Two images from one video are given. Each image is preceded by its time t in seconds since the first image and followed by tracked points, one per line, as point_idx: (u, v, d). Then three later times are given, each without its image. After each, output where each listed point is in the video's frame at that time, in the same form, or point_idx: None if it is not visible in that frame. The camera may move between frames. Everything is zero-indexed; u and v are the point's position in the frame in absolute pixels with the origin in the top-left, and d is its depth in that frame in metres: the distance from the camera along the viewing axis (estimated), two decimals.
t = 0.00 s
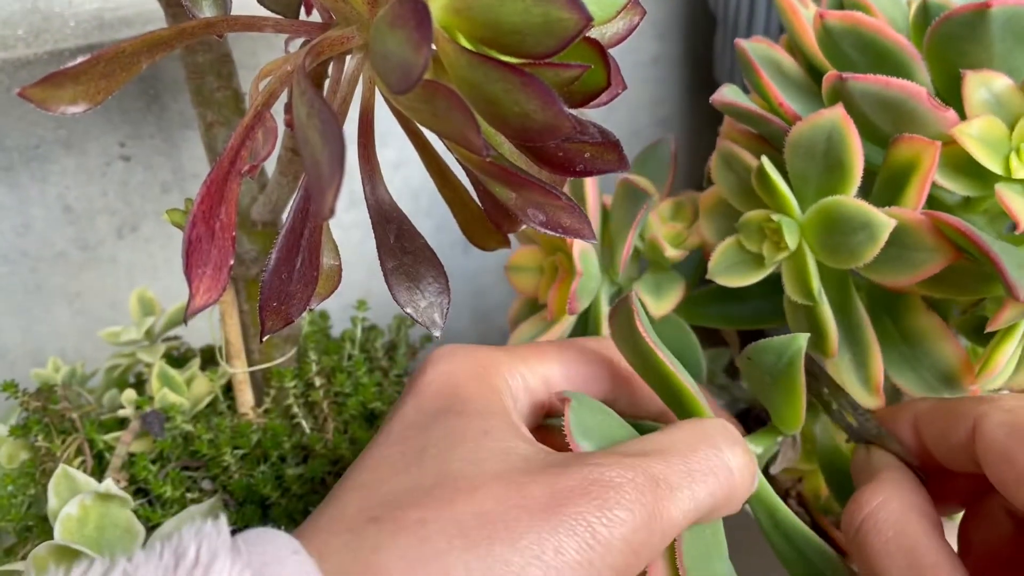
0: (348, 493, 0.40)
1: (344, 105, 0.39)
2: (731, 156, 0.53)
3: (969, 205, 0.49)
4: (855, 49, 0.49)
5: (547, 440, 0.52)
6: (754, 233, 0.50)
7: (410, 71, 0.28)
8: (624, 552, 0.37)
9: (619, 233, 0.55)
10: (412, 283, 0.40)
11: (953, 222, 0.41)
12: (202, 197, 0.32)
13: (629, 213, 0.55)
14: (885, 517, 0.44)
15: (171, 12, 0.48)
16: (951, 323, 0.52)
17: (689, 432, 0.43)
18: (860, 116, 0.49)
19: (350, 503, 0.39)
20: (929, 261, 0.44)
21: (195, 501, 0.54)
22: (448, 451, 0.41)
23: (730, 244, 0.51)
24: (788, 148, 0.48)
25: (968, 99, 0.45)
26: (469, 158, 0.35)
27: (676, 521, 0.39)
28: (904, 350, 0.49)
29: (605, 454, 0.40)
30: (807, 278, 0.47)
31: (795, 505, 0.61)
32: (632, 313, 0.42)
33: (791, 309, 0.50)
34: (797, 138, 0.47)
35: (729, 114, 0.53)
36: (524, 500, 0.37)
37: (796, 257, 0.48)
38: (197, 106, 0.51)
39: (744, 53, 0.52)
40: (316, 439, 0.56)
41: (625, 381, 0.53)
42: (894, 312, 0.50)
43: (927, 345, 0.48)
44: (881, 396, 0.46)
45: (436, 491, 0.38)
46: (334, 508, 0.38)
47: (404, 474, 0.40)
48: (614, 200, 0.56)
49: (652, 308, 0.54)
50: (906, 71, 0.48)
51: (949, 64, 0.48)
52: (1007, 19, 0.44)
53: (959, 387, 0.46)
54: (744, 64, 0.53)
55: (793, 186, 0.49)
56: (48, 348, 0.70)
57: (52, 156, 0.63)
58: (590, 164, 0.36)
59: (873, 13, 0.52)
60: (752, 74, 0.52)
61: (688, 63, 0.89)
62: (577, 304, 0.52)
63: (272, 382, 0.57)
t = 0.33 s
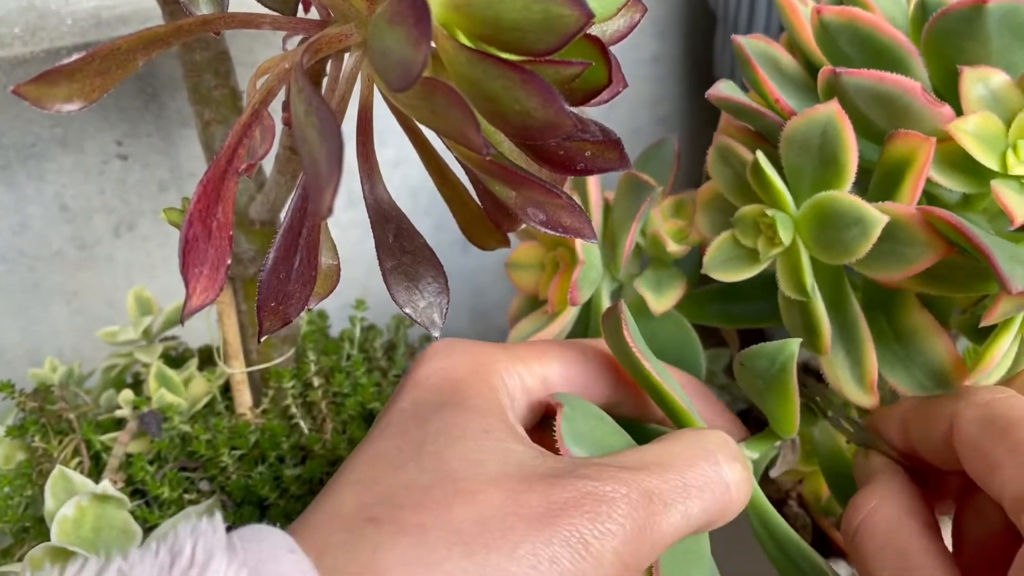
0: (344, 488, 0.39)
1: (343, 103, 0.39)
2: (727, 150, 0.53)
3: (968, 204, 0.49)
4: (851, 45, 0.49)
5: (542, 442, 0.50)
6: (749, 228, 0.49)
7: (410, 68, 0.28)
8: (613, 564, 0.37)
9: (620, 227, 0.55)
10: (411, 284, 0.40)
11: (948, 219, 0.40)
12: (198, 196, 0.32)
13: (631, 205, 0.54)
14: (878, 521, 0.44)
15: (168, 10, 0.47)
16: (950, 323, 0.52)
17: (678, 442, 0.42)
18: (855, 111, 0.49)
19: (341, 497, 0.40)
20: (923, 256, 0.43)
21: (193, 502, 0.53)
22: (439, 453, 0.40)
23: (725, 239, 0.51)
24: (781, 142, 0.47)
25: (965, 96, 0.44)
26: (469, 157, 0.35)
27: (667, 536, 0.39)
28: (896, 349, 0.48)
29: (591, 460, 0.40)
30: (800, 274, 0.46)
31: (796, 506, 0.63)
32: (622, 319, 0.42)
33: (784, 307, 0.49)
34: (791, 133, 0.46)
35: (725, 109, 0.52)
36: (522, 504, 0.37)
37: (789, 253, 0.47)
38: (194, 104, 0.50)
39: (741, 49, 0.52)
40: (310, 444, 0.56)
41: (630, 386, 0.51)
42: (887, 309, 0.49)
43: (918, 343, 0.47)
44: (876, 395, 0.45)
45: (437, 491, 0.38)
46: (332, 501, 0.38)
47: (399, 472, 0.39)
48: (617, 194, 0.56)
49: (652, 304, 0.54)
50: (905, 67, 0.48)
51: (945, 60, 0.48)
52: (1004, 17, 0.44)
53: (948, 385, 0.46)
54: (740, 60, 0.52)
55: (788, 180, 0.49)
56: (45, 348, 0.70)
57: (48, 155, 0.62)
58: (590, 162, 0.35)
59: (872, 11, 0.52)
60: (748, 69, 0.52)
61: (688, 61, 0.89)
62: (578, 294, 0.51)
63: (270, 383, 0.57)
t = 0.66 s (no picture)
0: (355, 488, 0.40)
1: (339, 102, 0.39)
2: (731, 141, 0.51)
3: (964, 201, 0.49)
4: (851, 39, 0.49)
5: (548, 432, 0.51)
6: (753, 219, 0.49)
7: (406, 68, 0.28)
8: (632, 557, 0.37)
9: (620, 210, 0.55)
10: (404, 283, 0.39)
11: (960, 203, 0.41)
12: (195, 195, 0.32)
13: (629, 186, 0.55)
14: (848, 498, 0.47)
15: (164, 9, 0.47)
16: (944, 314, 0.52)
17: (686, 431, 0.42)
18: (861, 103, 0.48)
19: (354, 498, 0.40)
20: (933, 243, 0.43)
21: (188, 502, 0.54)
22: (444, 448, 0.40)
23: (729, 230, 0.50)
24: (789, 132, 0.47)
25: (965, 87, 0.45)
26: (466, 158, 0.35)
27: (681, 526, 0.39)
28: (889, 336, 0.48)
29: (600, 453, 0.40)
30: (808, 265, 0.46)
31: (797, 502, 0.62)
32: (628, 317, 0.42)
33: (786, 299, 0.49)
34: (800, 124, 0.46)
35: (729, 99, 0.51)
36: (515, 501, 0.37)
37: (796, 244, 0.47)
38: (190, 103, 0.50)
39: (740, 44, 0.52)
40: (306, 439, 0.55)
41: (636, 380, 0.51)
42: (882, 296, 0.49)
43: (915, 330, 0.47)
44: (869, 386, 0.45)
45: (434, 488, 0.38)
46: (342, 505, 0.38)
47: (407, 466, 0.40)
48: (614, 183, 0.56)
49: (650, 291, 0.54)
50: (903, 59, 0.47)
51: (943, 52, 0.48)
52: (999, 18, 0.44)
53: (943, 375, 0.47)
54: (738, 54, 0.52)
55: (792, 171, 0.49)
56: (40, 346, 0.69)
57: (44, 153, 0.62)
58: (586, 163, 0.35)
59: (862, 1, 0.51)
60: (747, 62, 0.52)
61: (684, 61, 0.89)
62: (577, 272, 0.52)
63: (266, 382, 0.56)
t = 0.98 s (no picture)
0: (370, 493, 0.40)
1: (345, 106, 0.39)
2: (732, 135, 0.52)
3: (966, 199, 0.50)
4: (857, 36, 0.49)
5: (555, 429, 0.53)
6: (755, 213, 0.50)
7: (414, 73, 0.28)
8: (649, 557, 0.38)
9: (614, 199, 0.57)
10: (412, 284, 0.40)
11: (958, 198, 0.41)
12: (204, 198, 0.32)
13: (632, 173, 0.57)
14: (844, 473, 0.48)
15: (171, 14, 0.48)
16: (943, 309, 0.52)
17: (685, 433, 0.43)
18: (864, 97, 0.48)
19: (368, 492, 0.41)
20: (931, 236, 0.44)
21: (192, 501, 0.54)
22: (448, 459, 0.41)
23: (731, 223, 0.51)
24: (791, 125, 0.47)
25: (966, 87, 0.45)
26: (469, 161, 0.36)
27: (691, 525, 0.40)
28: (895, 326, 0.49)
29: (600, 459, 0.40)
30: (808, 257, 0.47)
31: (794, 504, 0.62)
32: (623, 315, 0.43)
33: (788, 290, 0.49)
34: (801, 117, 0.46)
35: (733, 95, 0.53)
36: (511, 507, 0.37)
37: (796, 237, 0.48)
38: (195, 106, 0.50)
39: (744, 40, 0.52)
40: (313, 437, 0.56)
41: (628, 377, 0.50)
42: (886, 287, 0.50)
43: (919, 320, 0.49)
44: (874, 373, 0.47)
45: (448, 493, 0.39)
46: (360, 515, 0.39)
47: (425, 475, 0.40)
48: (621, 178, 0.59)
49: (646, 275, 0.56)
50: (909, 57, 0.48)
51: (947, 51, 0.49)
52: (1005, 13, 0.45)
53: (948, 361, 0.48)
54: (743, 51, 0.53)
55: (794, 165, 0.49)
56: (43, 347, 0.70)
57: (48, 156, 0.63)
58: (590, 166, 0.36)
59: None
60: (752, 59, 0.52)
61: (684, 64, 0.89)
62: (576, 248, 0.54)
63: (269, 383, 0.57)
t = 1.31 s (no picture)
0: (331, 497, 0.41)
1: (370, 122, 0.40)
2: (772, 144, 0.53)
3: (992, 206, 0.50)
4: (882, 52, 0.49)
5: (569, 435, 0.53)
6: (784, 220, 0.49)
7: (443, 90, 0.28)
8: None
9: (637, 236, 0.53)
10: (435, 299, 0.41)
11: (996, 215, 0.41)
12: (232, 214, 0.32)
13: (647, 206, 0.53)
14: (832, 498, 0.39)
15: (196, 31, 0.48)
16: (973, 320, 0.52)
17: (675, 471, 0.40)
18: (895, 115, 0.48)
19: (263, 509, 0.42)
20: (957, 250, 0.43)
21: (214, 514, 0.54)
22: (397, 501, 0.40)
23: (756, 232, 0.50)
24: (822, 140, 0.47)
25: (994, 101, 0.45)
26: (494, 174, 0.36)
27: None
28: (923, 347, 0.47)
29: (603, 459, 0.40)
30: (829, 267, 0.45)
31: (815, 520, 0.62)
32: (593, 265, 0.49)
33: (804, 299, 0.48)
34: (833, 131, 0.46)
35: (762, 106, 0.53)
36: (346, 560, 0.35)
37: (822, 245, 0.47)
38: (219, 121, 0.51)
39: (775, 52, 0.52)
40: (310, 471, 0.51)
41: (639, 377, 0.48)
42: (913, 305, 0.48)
43: (947, 340, 0.47)
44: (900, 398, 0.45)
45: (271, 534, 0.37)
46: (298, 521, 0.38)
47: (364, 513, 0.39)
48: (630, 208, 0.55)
49: (670, 314, 0.52)
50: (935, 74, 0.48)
51: (974, 68, 0.49)
52: None
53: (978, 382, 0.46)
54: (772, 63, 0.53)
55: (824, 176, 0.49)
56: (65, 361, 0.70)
57: (71, 172, 0.63)
58: (614, 181, 0.36)
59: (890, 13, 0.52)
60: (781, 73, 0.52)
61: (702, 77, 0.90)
62: (595, 292, 0.49)
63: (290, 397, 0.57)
